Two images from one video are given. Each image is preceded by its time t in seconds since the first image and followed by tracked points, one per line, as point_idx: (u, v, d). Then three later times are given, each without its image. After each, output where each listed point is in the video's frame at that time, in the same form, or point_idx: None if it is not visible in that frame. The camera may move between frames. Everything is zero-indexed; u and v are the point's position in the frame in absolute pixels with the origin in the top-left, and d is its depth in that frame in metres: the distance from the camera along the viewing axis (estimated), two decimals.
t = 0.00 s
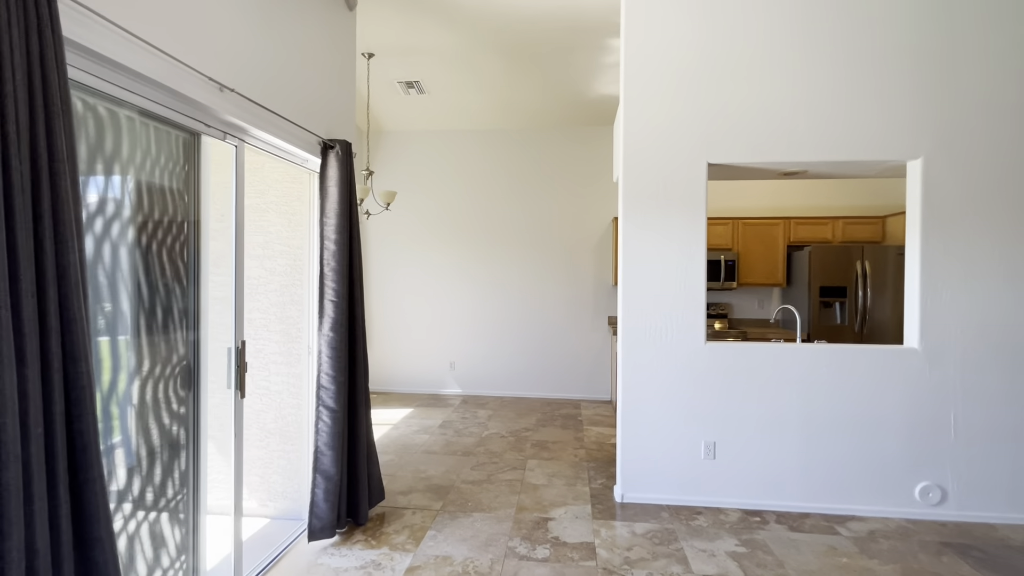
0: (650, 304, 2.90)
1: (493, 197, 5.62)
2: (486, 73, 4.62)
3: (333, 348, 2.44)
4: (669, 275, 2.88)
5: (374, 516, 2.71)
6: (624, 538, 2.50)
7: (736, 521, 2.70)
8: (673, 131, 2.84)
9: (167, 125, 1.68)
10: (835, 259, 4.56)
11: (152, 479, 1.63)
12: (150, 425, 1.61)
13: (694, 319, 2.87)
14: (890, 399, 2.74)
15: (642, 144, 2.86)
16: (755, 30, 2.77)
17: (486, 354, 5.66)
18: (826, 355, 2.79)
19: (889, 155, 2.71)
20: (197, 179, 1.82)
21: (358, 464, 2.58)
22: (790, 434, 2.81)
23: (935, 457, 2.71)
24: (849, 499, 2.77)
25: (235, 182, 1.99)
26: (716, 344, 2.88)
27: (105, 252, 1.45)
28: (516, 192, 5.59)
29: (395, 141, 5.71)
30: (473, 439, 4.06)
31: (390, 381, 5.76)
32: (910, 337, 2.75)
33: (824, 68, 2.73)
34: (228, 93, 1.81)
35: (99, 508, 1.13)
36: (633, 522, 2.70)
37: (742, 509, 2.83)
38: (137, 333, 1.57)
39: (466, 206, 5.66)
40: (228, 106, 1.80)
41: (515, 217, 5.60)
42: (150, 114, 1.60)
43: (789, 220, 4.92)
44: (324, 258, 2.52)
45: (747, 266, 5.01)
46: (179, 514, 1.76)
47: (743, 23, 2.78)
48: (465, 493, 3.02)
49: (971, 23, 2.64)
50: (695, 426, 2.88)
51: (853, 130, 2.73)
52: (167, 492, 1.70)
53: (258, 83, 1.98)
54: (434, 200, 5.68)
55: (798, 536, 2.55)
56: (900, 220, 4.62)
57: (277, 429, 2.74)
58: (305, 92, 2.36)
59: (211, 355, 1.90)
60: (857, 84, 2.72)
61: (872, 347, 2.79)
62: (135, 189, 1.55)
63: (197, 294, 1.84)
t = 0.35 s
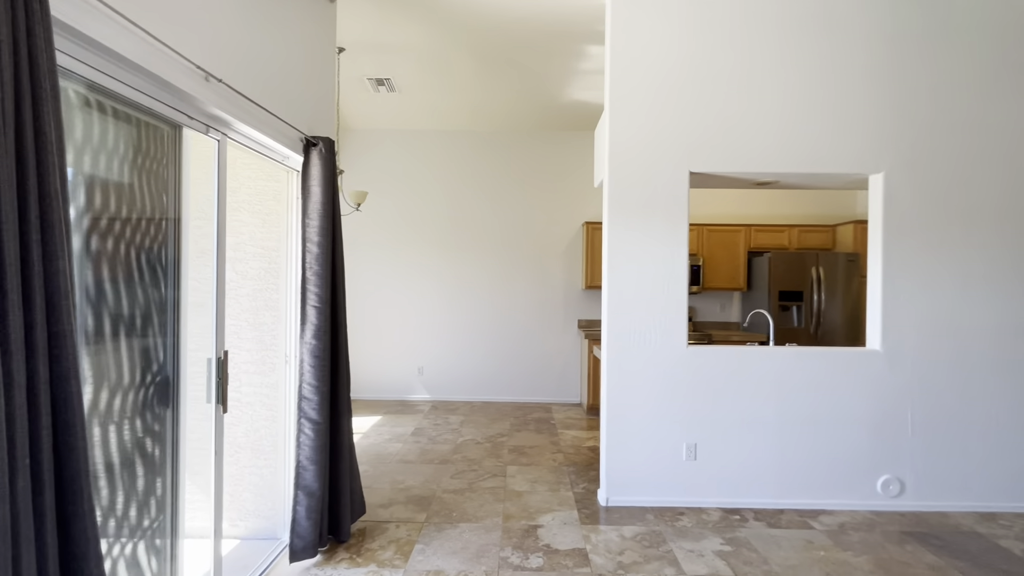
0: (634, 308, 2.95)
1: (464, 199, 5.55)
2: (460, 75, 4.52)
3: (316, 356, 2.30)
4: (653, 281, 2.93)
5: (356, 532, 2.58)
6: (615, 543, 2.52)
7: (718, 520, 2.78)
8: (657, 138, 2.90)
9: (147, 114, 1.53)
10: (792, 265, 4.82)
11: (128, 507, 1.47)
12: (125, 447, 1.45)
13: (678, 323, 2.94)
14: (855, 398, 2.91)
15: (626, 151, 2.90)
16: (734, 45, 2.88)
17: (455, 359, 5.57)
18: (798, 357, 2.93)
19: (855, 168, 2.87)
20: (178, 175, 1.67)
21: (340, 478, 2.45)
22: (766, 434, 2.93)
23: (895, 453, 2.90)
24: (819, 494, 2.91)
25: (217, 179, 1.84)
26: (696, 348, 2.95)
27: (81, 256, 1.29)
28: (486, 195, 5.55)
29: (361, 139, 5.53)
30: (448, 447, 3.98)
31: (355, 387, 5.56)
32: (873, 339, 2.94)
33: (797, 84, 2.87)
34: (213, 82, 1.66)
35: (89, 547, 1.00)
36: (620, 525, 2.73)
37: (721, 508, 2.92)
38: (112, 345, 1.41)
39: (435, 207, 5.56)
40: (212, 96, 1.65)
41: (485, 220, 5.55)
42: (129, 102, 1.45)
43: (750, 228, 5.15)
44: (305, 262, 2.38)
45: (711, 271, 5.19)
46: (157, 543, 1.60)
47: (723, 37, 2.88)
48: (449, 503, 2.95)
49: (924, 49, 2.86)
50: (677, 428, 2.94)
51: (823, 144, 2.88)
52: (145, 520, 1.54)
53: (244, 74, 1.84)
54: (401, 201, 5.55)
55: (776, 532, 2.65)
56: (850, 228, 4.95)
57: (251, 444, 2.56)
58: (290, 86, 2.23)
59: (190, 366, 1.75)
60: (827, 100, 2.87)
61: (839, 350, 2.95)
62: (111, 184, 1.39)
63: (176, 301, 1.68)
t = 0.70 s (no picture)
0: (617, 309, 3.02)
1: (435, 199, 5.49)
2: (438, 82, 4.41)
3: (304, 358, 2.22)
4: (636, 282, 3.02)
5: (342, 539, 2.51)
6: (603, 538, 2.58)
7: (697, 513, 2.90)
8: (641, 143, 2.98)
9: (141, 102, 1.42)
10: (752, 268, 5.07)
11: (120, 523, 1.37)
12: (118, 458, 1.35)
13: (659, 322, 3.03)
14: (819, 393, 3.10)
15: (612, 156, 2.97)
16: (713, 57, 3.01)
17: (426, 359, 5.49)
18: (768, 355, 3.09)
19: (821, 178, 3.07)
20: (171, 167, 1.57)
21: (328, 484, 2.37)
22: (739, 428, 3.08)
23: (854, 443, 3.12)
24: (787, 484, 3.09)
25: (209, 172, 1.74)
26: (676, 347, 3.06)
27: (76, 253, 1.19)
28: (458, 195, 5.51)
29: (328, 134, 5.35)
30: (424, 449, 3.93)
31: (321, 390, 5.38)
32: (834, 338, 3.15)
33: (770, 97, 3.04)
34: (210, 68, 1.57)
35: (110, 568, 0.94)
36: (605, 521, 2.79)
37: (698, 500, 3.04)
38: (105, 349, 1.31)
39: (406, 206, 5.46)
40: (210, 83, 1.56)
41: (456, 220, 5.51)
42: (126, 87, 1.35)
43: (712, 231, 5.38)
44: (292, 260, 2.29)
45: (676, 273, 5.38)
46: (149, 559, 1.50)
47: (703, 49, 3.00)
48: (434, 505, 2.91)
49: (881, 71, 3.10)
50: (657, 425, 3.04)
51: (793, 154, 3.06)
52: (137, 535, 1.44)
53: (240, 61, 1.74)
54: (370, 199, 5.41)
55: (751, 522, 2.80)
56: (805, 235, 5.26)
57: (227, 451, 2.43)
58: (282, 78, 2.14)
59: (179, 371, 1.64)
60: (796, 113, 3.06)
61: (804, 348, 3.15)
62: (106, 175, 1.29)
63: (167, 301, 1.58)
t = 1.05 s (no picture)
0: (596, 310, 3.06)
1: (404, 199, 5.39)
2: (410, 82, 4.33)
3: (285, 362, 2.11)
4: (615, 283, 3.07)
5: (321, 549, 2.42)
6: (587, 536, 2.61)
7: (673, 507, 2.98)
8: (620, 147, 3.04)
9: (122, 87, 1.33)
10: (715, 270, 5.25)
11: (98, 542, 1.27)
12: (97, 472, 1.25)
13: (637, 322, 3.10)
14: (784, 389, 3.26)
15: (592, 158, 3.01)
16: (688, 66, 3.12)
17: (394, 362, 5.37)
18: (738, 354, 3.22)
19: (786, 185, 3.23)
20: (150, 157, 1.47)
21: (307, 493, 2.27)
22: (711, 424, 3.19)
23: (815, 436, 3.29)
24: (754, 476, 3.23)
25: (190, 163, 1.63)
26: (653, 347, 3.14)
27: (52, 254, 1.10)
28: (428, 195, 5.43)
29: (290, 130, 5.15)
30: (397, 453, 3.84)
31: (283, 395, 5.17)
32: (797, 337, 3.31)
33: (740, 107, 3.18)
34: (196, 54, 1.47)
35: None
36: (587, 519, 2.82)
37: (674, 495, 3.13)
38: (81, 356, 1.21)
39: (374, 205, 5.34)
40: (196, 69, 1.46)
41: (426, 220, 5.43)
42: (106, 70, 1.25)
43: (677, 235, 5.56)
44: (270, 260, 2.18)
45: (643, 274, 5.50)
46: None
47: (678, 58, 3.11)
48: (413, 510, 2.86)
49: (840, 86, 3.30)
50: (634, 423, 3.10)
51: (761, 162, 3.21)
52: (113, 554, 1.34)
53: (224, 48, 1.65)
54: (336, 197, 5.26)
55: (725, 514, 2.90)
56: (762, 239, 5.56)
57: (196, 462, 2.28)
58: (262, 67, 2.04)
59: (157, 377, 1.54)
60: (764, 123, 3.21)
61: (770, 347, 3.30)
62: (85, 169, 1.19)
63: (146, 302, 1.47)
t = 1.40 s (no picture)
0: (570, 308, 3.08)
1: (367, 196, 5.25)
2: (374, 77, 4.22)
3: (255, 365, 2.00)
4: (588, 281, 3.11)
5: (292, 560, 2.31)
6: (564, 533, 2.63)
7: (645, 500, 3.06)
8: (593, 147, 3.08)
9: (83, 65, 1.21)
10: (675, 269, 5.42)
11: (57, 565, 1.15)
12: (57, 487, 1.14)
13: (609, 319, 3.15)
14: (747, 383, 3.40)
15: (566, 158, 3.04)
16: (656, 70, 3.21)
17: (357, 364, 5.22)
18: (705, 350, 3.33)
19: (747, 187, 3.38)
20: (114, 144, 1.35)
21: (278, 502, 2.16)
22: (679, 418, 3.28)
23: (775, 427, 3.46)
24: (719, 467, 3.36)
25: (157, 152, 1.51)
26: (624, 344, 3.20)
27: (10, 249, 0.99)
28: (391, 193, 5.31)
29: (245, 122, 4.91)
30: (365, 457, 3.73)
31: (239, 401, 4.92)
32: (758, 333, 3.47)
33: (705, 111, 3.29)
34: (166, 34, 1.36)
35: None
36: (562, 516, 2.85)
37: (645, 489, 3.21)
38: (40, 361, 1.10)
39: (335, 202, 5.17)
40: (166, 51, 1.36)
41: (389, 219, 5.31)
42: (68, 47, 1.13)
43: (639, 235, 5.70)
44: (237, 257, 2.06)
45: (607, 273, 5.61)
46: None
47: (647, 61, 3.19)
48: (387, 515, 2.79)
49: (796, 94, 3.48)
50: (607, 419, 3.15)
51: (724, 165, 3.34)
52: None
53: (193, 29, 1.54)
54: (295, 193, 5.06)
55: (693, 505, 3.00)
56: (719, 240, 5.81)
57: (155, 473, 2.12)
58: (231, 53, 1.92)
59: (119, 383, 1.41)
60: (727, 127, 3.34)
61: (733, 342, 3.44)
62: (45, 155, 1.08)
63: (109, 302, 1.35)
